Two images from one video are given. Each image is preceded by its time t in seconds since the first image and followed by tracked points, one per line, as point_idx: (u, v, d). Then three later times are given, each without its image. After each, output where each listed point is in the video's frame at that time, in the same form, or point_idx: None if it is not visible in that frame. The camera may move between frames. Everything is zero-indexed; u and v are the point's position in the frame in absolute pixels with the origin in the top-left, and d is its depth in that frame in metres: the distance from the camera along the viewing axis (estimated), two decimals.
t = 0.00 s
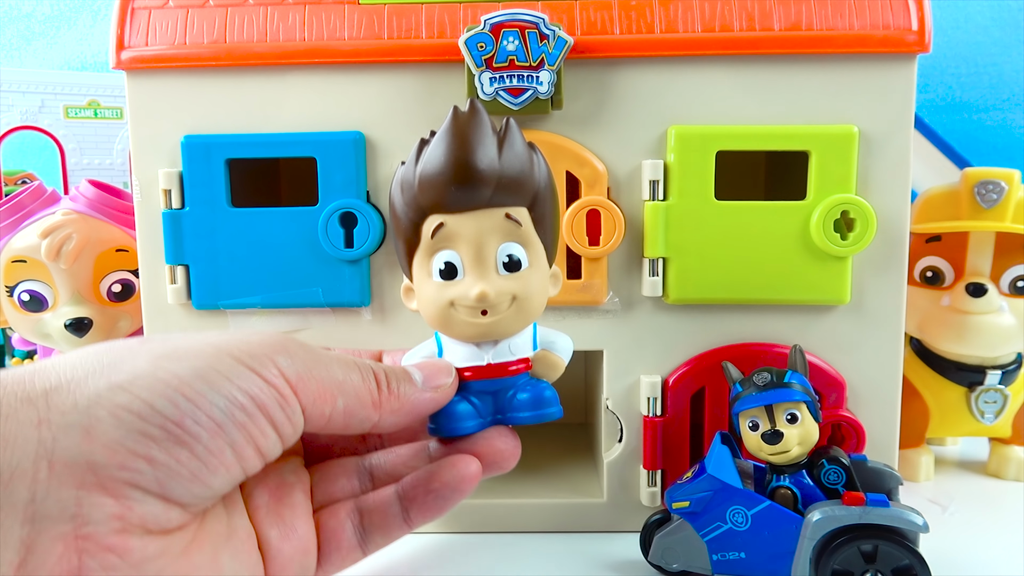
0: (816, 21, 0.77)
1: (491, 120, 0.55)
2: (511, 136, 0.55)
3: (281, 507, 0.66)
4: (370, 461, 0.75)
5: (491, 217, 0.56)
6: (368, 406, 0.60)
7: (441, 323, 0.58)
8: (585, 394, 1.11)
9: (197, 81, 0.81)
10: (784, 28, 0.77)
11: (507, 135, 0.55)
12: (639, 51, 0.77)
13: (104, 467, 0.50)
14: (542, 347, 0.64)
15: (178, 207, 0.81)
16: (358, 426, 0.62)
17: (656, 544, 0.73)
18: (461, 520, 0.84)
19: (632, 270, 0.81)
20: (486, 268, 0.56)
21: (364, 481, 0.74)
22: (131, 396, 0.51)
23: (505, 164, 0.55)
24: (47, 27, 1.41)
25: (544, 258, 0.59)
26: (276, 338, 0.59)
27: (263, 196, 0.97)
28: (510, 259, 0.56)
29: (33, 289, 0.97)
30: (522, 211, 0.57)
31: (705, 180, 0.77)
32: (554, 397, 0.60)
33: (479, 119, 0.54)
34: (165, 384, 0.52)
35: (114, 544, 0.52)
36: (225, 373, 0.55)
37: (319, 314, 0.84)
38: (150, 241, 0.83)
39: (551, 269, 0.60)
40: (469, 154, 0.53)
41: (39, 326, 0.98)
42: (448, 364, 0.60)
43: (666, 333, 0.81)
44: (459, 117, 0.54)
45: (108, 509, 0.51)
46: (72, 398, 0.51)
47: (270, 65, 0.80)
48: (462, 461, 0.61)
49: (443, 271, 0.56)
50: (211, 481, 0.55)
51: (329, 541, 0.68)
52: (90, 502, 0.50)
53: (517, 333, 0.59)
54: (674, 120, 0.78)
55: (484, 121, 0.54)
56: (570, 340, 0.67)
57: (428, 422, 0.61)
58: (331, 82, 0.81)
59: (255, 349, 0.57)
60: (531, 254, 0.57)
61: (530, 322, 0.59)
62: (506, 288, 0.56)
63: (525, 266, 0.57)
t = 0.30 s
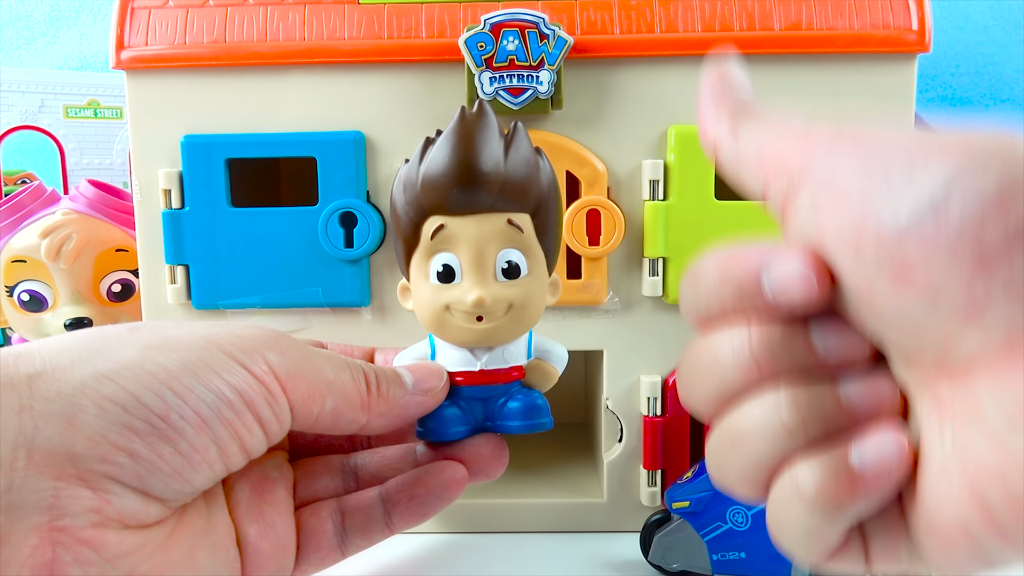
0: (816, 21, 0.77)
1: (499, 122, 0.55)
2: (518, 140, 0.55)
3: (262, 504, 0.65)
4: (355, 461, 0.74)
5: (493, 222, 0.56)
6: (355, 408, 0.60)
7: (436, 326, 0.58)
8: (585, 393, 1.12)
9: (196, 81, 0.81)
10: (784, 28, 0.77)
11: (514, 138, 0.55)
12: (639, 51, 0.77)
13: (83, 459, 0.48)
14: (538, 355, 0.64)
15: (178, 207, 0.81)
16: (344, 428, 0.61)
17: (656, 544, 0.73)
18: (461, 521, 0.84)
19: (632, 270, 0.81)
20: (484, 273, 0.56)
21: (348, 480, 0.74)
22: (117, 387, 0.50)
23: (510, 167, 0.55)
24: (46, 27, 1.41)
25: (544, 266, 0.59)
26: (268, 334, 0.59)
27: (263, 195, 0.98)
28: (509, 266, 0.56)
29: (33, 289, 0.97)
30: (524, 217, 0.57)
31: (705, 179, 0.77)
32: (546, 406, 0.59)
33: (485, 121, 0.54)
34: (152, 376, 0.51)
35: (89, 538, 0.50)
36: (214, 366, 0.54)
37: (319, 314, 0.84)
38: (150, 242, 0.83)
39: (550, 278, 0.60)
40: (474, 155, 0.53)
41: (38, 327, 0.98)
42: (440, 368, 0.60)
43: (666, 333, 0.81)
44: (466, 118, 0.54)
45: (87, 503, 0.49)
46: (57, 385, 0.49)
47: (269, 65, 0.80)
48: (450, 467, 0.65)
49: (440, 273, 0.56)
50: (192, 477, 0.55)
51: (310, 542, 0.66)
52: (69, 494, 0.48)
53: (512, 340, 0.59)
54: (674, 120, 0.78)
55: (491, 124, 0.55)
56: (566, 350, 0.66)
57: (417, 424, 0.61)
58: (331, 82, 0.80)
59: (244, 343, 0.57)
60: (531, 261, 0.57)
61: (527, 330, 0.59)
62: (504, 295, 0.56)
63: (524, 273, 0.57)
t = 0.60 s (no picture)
0: (816, 20, 0.77)
1: (490, 112, 0.55)
2: (510, 128, 0.55)
3: (258, 501, 0.65)
4: (352, 457, 0.74)
5: (486, 213, 0.56)
6: (350, 404, 0.59)
7: (430, 319, 0.58)
8: (585, 394, 1.11)
9: (196, 81, 0.81)
10: (784, 28, 0.77)
11: (506, 127, 0.55)
12: (639, 51, 0.77)
13: (71, 457, 0.49)
14: (534, 347, 0.64)
15: (178, 207, 0.81)
16: (339, 423, 0.61)
17: (655, 544, 0.73)
18: (462, 521, 0.84)
19: (632, 271, 0.81)
20: (478, 264, 0.56)
21: (345, 477, 0.73)
22: (104, 384, 0.50)
23: (502, 156, 0.55)
24: (47, 27, 1.41)
25: (537, 257, 0.59)
26: (261, 329, 0.59)
27: (263, 196, 0.98)
28: (502, 257, 0.56)
29: (33, 289, 0.97)
30: (517, 207, 0.57)
31: (706, 179, 0.77)
32: (544, 398, 0.59)
33: (477, 110, 0.54)
34: (140, 372, 0.51)
35: (79, 537, 0.50)
36: (204, 362, 0.54)
37: (319, 314, 0.84)
38: (150, 242, 0.83)
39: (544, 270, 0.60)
40: (465, 145, 0.53)
41: (38, 327, 0.98)
42: (436, 361, 0.60)
43: (666, 334, 0.81)
44: (457, 107, 0.54)
45: (75, 501, 0.49)
46: (42, 383, 0.49)
47: (269, 65, 0.80)
48: (446, 462, 0.63)
49: (433, 265, 0.56)
50: (183, 474, 0.54)
51: (306, 538, 0.66)
52: (56, 492, 0.48)
53: (507, 332, 0.59)
54: (674, 119, 0.78)
55: (482, 113, 0.54)
56: (563, 341, 0.66)
57: (414, 420, 0.61)
58: (331, 82, 0.81)
59: (235, 339, 0.57)
60: (524, 252, 0.57)
61: (521, 321, 0.59)
62: (497, 286, 0.56)
63: (518, 263, 0.57)
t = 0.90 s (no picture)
0: (816, 21, 0.77)
1: (479, 111, 0.55)
2: (498, 127, 0.56)
3: (256, 499, 0.65)
4: (351, 453, 0.74)
5: (477, 207, 0.55)
6: (349, 396, 0.59)
7: (425, 315, 0.58)
8: (585, 393, 1.11)
9: (196, 81, 0.81)
10: (784, 28, 0.77)
11: (494, 125, 0.55)
12: (639, 51, 0.77)
13: (74, 450, 0.48)
14: (529, 339, 0.63)
15: (178, 207, 0.81)
16: (338, 418, 0.61)
17: (656, 544, 0.73)
18: (463, 521, 0.84)
19: (632, 271, 0.81)
20: (471, 258, 0.55)
21: (343, 473, 0.73)
22: (106, 377, 0.49)
23: (492, 153, 0.55)
24: (47, 27, 1.41)
25: (530, 250, 0.58)
26: (260, 324, 0.59)
27: (263, 196, 0.98)
28: (495, 250, 0.56)
29: (33, 288, 0.97)
30: (508, 202, 0.57)
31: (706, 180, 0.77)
32: (541, 390, 0.59)
33: (466, 108, 0.54)
34: (142, 365, 0.51)
35: (82, 530, 0.49)
36: (204, 356, 0.54)
37: (319, 314, 0.84)
38: (150, 241, 0.83)
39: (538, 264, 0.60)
40: (454, 143, 0.53)
41: (38, 327, 0.98)
42: (431, 356, 0.60)
43: (666, 334, 0.81)
44: (446, 107, 0.54)
45: (79, 494, 0.49)
46: (44, 377, 0.49)
47: (269, 65, 0.80)
48: (445, 456, 0.62)
49: (427, 261, 0.56)
50: (185, 467, 0.54)
51: (306, 533, 0.66)
52: (60, 485, 0.48)
53: (502, 325, 0.58)
54: (674, 120, 0.78)
55: (471, 113, 0.54)
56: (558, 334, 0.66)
57: (411, 416, 0.61)
58: (331, 82, 0.80)
59: (235, 333, 0.57)
60: (517, 245, 0.57)
61: (516, 315, 0.58)
62: (491, 278, 0.55)
63: (511, 257, 0.57)
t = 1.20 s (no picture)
0: (816, 21, 0.77)
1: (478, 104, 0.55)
2: (498, 120, 0.56)
3: (260, 491, 0.64)
4: (353, 445, 0.73)
5: (477, 201, 0.55)
6: (352, 391, 0.60)
7: (426, 309, 0.58)
8: (585, 394, 1.11)
9: (196, 81, 0.81)
10: (784, 28, 0.77)
11: (493, 119, 0.55)
12: (638, 51, 0.77)
13: (82, 443, 0.49)
14: (531, 332, 0.63)
15: (178, 207, 0.81)
16: (342, 411, 0.61)
17: (655, 544, 0.73)
18: (461, 520, 0.84)
19: (632, 271, 0.81)
20: (472, 252, 0.55)
21: (346, 465, 0.72)
22: (113, 371, 0.50)
23: (491, 146, 0.55)
24: (47, 28, 1.41)
25: (531, 244, 0.58)
26: (263, 318, 0.59)
27: (263, 196, 0.98)
28: (496, 244, 0.56)
29: (33, 289, 0.97)
30: (508, 194, 0.56)
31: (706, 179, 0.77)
32: (541, 383, 0.59)
33: (465, 102, 0.54)
34: (148, 359, 0.51)
35: (91, 522, 0.50)
36: (209, 351, 0.54)
37: (319, 314, 0.84)
38: (150, 242, 0.83)
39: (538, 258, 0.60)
40: (452, 135, 0.53)
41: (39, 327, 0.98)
42: (433, 350, 0.59)
43: (667, 334, 0.81)
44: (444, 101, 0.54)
45: (87, 486, 0.49)
46: (52, 371, 0.50)
47: (270, 65, 0.80)
48: (447, 449, 0.62)
49: (428, 255, 0.56)
50: (191, 460, 0.54)
51: (310, 526, 0.66)
52: (67, 478, 0.49)
53: (503, 319, 0.58)
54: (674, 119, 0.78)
55: (469, 106, 0.54)
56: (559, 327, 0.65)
57: (415, 407, 0.61)
58: (331, 82, 0.81)
59: (239, 328, 0.57)
60: (517, 239, 0.57)
61: (517, 308, 0.58)
62: (491, 272, 0.55)
63: (511, 250, 0.57)
